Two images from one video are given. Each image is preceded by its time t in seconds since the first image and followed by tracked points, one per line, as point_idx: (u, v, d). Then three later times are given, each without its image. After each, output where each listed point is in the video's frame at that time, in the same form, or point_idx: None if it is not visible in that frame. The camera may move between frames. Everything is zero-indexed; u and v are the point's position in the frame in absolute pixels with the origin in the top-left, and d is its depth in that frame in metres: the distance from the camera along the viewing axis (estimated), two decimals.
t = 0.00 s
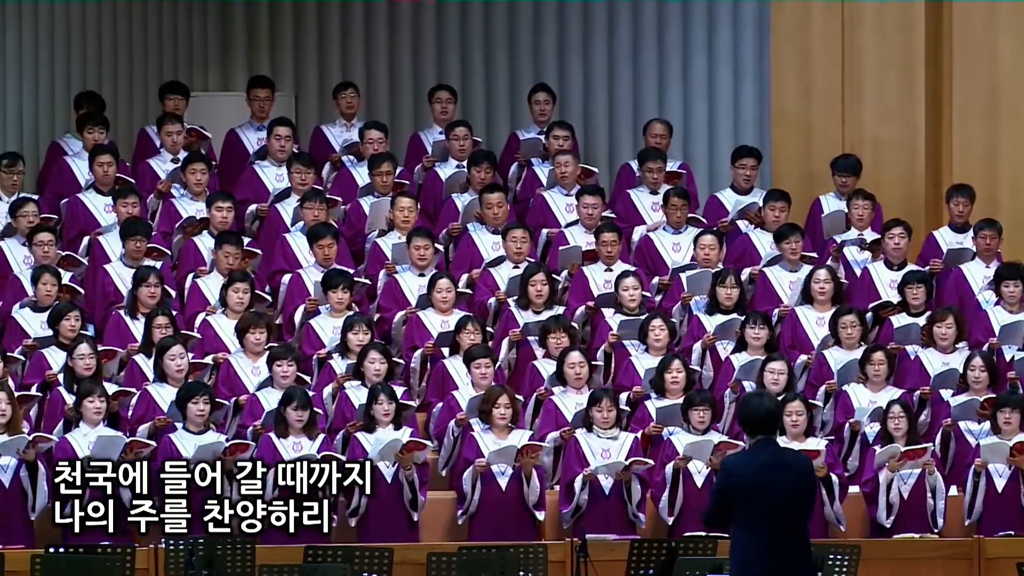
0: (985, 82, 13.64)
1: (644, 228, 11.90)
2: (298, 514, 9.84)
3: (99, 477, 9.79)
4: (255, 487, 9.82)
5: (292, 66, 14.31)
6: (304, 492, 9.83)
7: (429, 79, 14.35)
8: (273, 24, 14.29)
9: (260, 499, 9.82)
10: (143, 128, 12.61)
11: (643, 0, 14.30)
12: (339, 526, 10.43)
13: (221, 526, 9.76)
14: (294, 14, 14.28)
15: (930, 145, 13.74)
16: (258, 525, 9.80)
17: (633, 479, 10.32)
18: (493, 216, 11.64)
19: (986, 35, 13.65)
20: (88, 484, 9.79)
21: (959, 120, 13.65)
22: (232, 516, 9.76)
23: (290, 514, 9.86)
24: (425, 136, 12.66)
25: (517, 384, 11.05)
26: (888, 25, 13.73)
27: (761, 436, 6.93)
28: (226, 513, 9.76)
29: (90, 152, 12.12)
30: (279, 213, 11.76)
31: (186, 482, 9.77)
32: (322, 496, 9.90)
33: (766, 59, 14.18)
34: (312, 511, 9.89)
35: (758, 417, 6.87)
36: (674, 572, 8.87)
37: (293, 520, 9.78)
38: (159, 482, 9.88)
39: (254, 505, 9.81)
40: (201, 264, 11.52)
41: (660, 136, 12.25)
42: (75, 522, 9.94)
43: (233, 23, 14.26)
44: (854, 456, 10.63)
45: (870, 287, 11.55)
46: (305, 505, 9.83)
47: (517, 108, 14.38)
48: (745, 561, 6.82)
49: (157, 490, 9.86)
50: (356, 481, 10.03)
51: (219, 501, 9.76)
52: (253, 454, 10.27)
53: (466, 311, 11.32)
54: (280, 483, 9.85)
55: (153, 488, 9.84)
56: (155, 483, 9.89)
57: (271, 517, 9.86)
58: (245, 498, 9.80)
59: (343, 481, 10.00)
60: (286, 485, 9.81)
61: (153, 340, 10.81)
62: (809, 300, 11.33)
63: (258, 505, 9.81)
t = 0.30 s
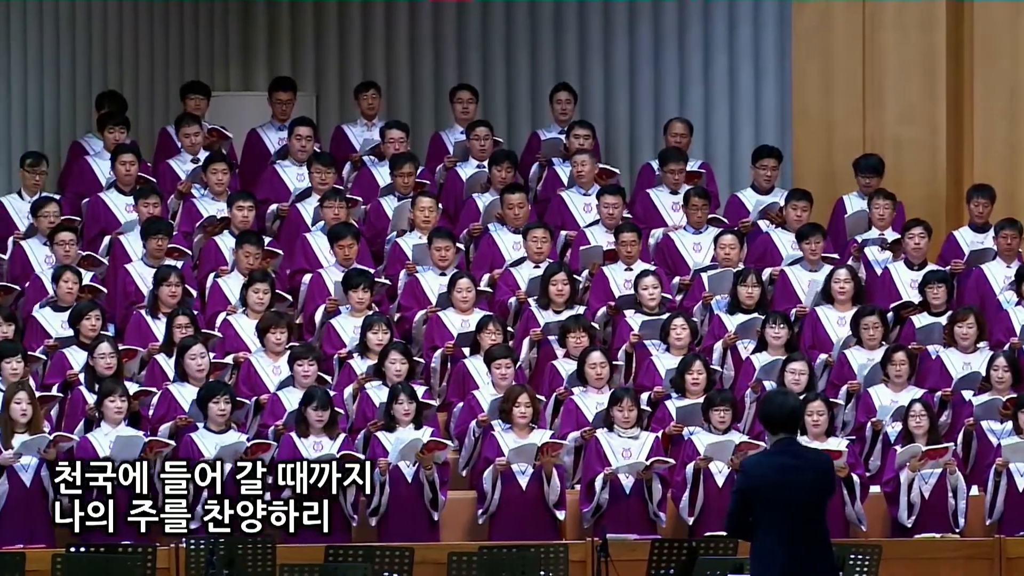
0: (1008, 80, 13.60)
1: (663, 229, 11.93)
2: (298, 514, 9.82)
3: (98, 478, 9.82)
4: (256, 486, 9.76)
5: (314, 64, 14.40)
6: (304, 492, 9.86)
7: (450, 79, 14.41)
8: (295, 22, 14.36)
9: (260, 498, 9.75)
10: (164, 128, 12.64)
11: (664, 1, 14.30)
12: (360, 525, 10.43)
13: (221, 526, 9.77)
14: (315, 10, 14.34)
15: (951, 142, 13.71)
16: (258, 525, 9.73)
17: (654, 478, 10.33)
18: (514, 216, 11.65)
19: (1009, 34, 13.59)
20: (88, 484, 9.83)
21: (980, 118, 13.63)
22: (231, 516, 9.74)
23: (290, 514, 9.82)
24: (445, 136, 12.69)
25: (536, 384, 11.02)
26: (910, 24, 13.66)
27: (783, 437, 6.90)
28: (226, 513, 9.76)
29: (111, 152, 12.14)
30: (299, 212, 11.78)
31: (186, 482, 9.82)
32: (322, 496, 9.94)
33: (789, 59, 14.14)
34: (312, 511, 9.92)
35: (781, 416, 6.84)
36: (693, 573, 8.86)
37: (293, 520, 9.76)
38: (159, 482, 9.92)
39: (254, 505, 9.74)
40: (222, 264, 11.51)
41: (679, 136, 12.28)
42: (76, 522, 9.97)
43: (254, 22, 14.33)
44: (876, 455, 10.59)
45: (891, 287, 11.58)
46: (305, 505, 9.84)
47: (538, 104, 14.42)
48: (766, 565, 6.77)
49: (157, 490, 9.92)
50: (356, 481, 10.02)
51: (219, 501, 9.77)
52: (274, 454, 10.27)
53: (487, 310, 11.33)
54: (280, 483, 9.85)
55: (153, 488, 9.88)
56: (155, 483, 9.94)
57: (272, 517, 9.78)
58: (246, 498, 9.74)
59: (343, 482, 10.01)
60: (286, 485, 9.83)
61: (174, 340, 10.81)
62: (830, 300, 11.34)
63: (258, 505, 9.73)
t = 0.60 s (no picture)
0: None
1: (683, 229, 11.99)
2: (298, 514, 9.78)
3: (99, 478, 9.79)
4: (256, 486, 9.73)
5: (334, 64, 14.42)
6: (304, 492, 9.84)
7: (471, 80, 14.46)
8: (316, 23, 14.42)
9: (261, 498, 9.71)
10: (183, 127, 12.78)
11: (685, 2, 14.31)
12: (381, 525, 10.41)
13: (221, 526, 9.71)
14: (336, 9, 14.41)
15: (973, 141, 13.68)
16: (258, 525, 9.69)
17: (675, 477, 10.27)
18: (534, 216, 11.69)
19: None
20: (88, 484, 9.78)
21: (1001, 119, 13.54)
22: (232, 516, 9.69)
23: (290, 514, 9.76)
24: (466, 136, 12.76)
25: (557, 384, 10.99)
26: (930, 25, 13.74)
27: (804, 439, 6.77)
28: (226, 513, 9.71)
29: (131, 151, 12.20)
30: (319, 212, 11.82)
31: (186, 482, 9.77)
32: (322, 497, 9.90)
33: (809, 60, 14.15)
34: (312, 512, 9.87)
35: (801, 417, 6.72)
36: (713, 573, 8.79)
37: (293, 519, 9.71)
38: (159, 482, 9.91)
39: (254, 505, 9.69)
40: (243, 264, 11.56)
41: (700, 135, 12.33)
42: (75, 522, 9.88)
43: (275, 27, 14.39)
44: (896, 455, 10.60)
45: (911, 287, 11.57)
46: (305, 505, 9.80)
47: (559, 104, 14.41)
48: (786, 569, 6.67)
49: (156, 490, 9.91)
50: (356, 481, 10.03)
51: (219, 501, 9.72)
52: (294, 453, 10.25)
53: (507, 310, 11.34)
54: (280, 483, 9.86)
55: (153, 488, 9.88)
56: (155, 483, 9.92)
57: (272, 517, 9.74)
58: (246, 498, 9.70)
59: (343, 483, 10.02)
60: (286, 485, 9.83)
61: (195, 340, 10.81)
62: (851, 300, 11.34)
63: (258, 505, 9.69)
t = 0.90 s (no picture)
0: None
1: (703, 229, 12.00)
2: (298, 514, 10.02)
3: (99, 478, 10.03)
4: (256, 487, 10.04)
5: (355, 64, 14.47)
6: (303, 492, 10.03)
7: (491, 79, 14.49)
8: (336, 23, 14.44)
9: (260, 499, 10.04)
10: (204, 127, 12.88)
11: (705, 2, 14.39)
12: (401, 526, 10.32)
13: (221, 526, 10.01)
14: (357, 9, 14.44)
15: (994, 142, 13.53)
16: (258, 525, 10.02)
17: (696, 476, 10.19)
18: (555, 216, 11.73)
19: None
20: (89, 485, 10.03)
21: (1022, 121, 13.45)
22: (232, 516, 10.01)
23: (290, 514, 10.03)
24: (487, 135, 12.83)
25: (577, 384, 10.99)
26: (951, 25, 13.62)
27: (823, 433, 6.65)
28: (226, 513, 10.01)
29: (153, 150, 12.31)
30: (341, 211, 11.91)
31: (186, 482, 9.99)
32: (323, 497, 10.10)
33: (829, 60, 14.25)
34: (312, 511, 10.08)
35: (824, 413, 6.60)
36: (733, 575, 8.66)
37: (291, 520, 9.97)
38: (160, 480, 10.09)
39: (254, 505, 10.02)
40: (263, 264, 11.56)
41: (720, 134, 12.38)
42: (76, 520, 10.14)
43: (296, 24, 14.40)
44: (917, 454, 10.57)
45: (930, 286, 11.61)
46: (304, 505, 10.01)
47: (580, 102, 14.48)
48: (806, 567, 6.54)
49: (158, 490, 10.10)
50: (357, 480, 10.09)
51: (219, 501, 10.00)
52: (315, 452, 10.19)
53: (528, 309, 11.35)
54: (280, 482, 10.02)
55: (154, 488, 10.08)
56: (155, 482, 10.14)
57: (272, 517, 10.04)
58: (246, 498, 10.03)
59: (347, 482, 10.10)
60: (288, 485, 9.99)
61: (217, 339, 10.80)
62: (871, 299, 11.37)
63: (258, 506, 10.01)
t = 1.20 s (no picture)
0: None
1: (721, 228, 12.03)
2: (299, 514, 10.12)
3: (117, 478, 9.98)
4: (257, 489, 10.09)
5: (376, 63, 14.47)
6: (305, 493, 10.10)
7: (512, 79, 14.49)
8: (357, 23, 14.46)
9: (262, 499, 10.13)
10: (224, 127, 12.95)
11: (725, 2, 14.36)
12: (423, 525, 10.30)
13: (222, 525, 10.16)
14: (378, 9, 14.45)
15: (1015, 141, 13.60)
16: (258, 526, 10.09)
17: (717, 476, 10.20)
18: (575, 215, 11.75)
19: None
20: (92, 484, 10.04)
21: None
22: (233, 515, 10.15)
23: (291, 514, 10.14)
24: (508, 135, 12.87)
25: (599, 383, 10.98)
26: (972, 25, 13.63)
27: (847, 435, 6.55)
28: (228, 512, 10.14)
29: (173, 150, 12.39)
30: (361, 211, 11.95)
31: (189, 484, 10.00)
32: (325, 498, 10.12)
33: (850, 60, 14.20)
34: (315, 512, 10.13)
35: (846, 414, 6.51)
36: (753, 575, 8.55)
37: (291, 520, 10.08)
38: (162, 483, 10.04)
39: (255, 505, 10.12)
40: (284, 263, 11.60)
41: (742, 133, 12.42)
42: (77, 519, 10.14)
43: (317, 24, 14.41)
44: (938, 454, 10.57)
45: (950, 286, 11.60)
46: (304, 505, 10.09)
47: (600, 103, 14.47)
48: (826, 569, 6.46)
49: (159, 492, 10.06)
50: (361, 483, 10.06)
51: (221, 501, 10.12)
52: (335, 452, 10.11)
53: (549, 309, 11.37)
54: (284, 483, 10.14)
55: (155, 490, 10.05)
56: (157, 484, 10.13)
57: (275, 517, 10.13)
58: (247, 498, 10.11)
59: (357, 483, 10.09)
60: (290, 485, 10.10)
61: (237, 339, 10.78)
62: (892, 299, 11.34)
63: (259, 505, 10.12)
